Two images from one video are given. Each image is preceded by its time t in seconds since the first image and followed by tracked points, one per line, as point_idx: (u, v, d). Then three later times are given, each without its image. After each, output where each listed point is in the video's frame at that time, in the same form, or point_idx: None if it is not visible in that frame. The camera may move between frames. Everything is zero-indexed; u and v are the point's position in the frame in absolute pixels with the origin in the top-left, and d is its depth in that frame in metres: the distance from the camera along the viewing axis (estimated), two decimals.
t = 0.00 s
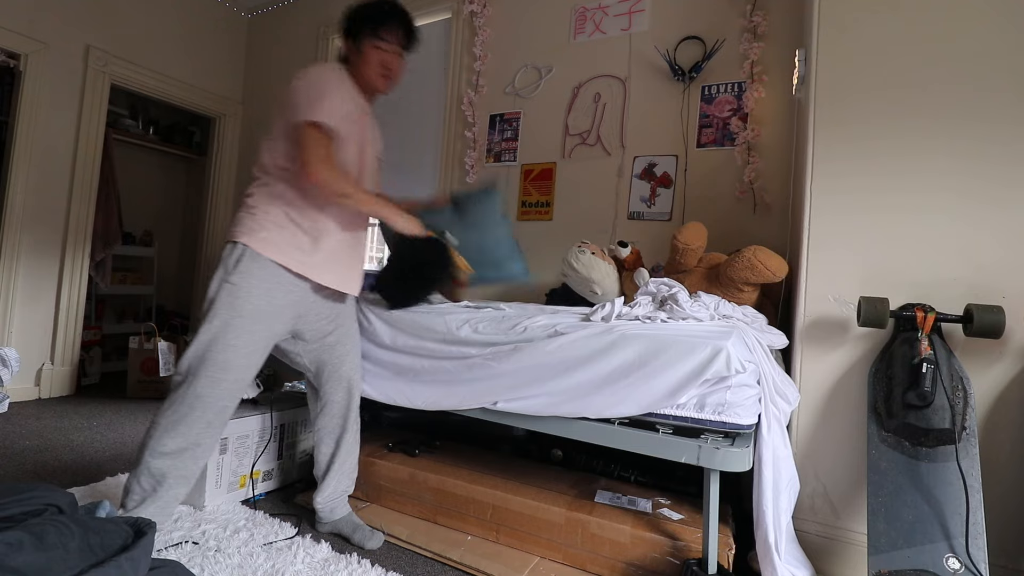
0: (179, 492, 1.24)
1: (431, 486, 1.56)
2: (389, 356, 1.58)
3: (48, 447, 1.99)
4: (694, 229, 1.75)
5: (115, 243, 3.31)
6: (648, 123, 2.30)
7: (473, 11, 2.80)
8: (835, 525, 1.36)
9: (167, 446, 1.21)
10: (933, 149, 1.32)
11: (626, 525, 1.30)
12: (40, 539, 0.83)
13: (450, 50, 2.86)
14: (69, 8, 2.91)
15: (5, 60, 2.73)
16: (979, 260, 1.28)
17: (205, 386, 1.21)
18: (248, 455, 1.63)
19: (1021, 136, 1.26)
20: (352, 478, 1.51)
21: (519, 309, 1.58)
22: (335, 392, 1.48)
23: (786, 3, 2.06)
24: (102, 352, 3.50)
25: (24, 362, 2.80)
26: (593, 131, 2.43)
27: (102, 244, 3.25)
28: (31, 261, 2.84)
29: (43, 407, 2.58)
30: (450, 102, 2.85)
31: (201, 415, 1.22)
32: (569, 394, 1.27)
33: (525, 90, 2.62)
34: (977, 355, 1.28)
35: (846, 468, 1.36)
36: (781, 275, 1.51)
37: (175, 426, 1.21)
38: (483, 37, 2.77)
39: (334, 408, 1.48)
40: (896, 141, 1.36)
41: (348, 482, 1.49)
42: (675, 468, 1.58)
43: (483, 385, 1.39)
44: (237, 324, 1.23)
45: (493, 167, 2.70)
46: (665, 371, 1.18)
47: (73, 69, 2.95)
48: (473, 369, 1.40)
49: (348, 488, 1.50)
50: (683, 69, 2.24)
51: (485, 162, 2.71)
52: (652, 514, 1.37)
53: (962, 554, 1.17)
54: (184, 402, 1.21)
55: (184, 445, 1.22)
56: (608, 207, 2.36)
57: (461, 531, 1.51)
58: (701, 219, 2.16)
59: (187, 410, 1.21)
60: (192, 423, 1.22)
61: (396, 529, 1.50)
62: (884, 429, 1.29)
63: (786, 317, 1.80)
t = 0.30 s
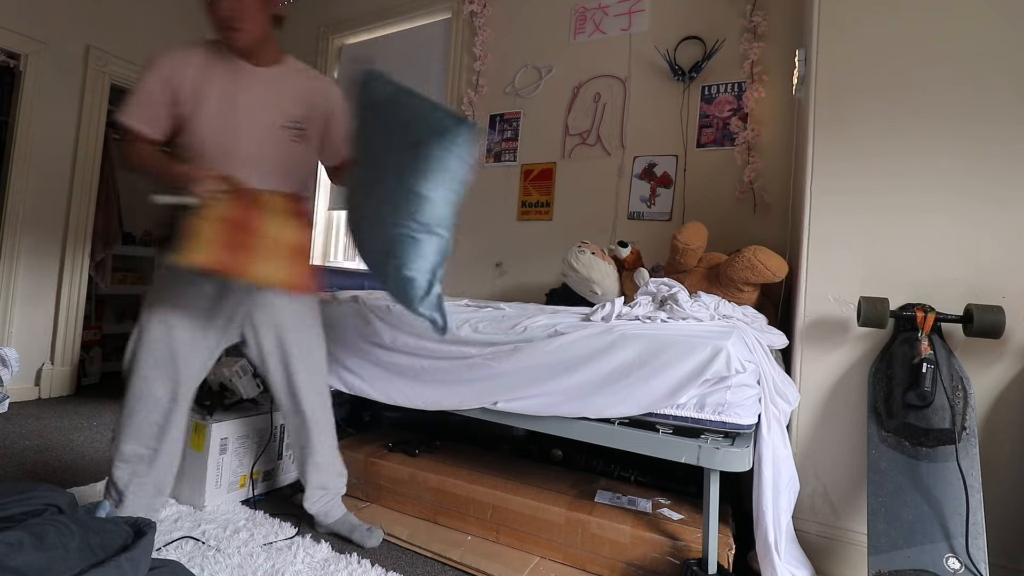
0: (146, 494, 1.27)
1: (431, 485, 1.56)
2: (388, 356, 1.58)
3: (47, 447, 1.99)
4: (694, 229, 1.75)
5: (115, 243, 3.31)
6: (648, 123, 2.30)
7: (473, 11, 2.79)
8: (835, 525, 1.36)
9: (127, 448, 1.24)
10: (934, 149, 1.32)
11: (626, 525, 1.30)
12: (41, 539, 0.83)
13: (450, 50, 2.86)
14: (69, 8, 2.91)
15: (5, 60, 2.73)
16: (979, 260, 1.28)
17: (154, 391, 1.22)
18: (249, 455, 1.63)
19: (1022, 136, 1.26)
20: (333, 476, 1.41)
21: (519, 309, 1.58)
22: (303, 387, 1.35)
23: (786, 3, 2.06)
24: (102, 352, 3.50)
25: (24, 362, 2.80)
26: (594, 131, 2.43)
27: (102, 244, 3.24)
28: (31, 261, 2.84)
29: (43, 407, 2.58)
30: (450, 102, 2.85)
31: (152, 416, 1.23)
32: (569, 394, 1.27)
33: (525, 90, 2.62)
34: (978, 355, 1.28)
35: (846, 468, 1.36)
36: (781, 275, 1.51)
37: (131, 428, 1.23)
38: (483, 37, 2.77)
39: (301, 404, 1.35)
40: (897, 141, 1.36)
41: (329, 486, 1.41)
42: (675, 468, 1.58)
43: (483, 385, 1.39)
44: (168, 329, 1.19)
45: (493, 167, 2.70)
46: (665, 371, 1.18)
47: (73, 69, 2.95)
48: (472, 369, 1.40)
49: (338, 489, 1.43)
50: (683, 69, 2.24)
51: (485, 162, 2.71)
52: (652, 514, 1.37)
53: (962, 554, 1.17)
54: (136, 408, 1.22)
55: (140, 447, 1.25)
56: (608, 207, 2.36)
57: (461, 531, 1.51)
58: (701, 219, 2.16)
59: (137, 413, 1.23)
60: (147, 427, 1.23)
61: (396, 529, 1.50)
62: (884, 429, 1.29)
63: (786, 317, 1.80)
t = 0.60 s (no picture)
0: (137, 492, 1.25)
1: (431, 485, 1.56)
2: (388, 355, 1.58)
3: (47, 447, 1.99)
4: (694, 229, 1.75)
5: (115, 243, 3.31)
6: (648, 123, 2.30)
7: (473, 11, 2.79)
8: (835, 525, 1.36)
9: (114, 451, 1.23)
10: (934, 149, 1.32)
11: (626, 525, 1.30)
12: (41, 538, 0.83)
13: (450, 50, 2.86)
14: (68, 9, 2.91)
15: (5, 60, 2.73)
16: (979, 260, 1.28)
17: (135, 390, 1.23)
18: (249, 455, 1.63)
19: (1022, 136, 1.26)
20: (323, 473, 1.39)
21: (519, 309, 1.58)
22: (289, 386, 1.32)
23: (786, 3, 2.06)
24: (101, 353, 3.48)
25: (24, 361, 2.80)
26: (594, 131, 2.43)
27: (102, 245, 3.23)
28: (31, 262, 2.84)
29: (43, 407, 2.58)
30: (450, 102, 2.85)
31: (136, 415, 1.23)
32: (569, 394, 1.27)
33: (525, 90, 2.62)
34: (978, 355, 1.28)
35: (846, 468, 1.36)
36: (781, 275, 1.51)
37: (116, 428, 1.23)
38: (483, 37, 2.76)
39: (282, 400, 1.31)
40: (898, 141, 1.36)
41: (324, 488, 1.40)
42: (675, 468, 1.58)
43: (483, 385, 1.39)
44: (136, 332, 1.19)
45: (493, 167, 2.70)
46: (665, 371, 1.18)
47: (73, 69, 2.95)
48: (472, 369, 1.40)
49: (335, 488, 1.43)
50: (683, 69, 2.24)
51: (485, 163, 2.71)
52: (652, 514, 1.37)
53: (962, 554, 1.17)
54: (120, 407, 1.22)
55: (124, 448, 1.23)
56: (608, 207, 2.36)
57: (461, 531, 1.51)
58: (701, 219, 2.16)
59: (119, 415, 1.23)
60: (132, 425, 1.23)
61: (396, 529, 1.50)
62: (884, 429, 1.29)
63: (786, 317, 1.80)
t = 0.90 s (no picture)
0: (134, 490, 1.24)
1: (431, 485, 1.56)
2: (388, 355, 1.58)
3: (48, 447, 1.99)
4: (694, 229, 1.75)
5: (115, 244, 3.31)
6: (648, 123, 2.30)
7: (473, 10, 2.79)
8: (835, 525, 1.36)
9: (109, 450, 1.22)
10: (934, 149, 1.32)
11: (626, 525, 1.30)
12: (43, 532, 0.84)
13: (450, 50, 2.86)
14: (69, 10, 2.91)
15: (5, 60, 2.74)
16: (980, 261, 1.28)
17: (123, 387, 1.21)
18: (248, 455, 1.63)
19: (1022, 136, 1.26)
20: (322, 471, 1.38)
21: (519, 308, 1.58)
22: (286, 386, 1.33)
23: (786, 3, 2.06)
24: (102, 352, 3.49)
25: (24, 361, 2.80)
26: (593, 131, 2.43)
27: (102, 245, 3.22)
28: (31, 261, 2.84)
29: (44, 407, 2.58)
30: (450, 102, 2.85)
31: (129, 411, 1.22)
32: (569, 394, 1.27)
33: (525, 90, 2.62)
34: (978, 355, 1.28)
35: (846, 468, 1.36)
36: (781, 275, 1.51)
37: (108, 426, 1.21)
38: (483, 37, 2.76)
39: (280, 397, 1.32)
40: (899, 141, 1.36)
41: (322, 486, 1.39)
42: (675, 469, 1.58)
43: (483, 385, 1.39)
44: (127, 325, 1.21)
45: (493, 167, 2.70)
46: (665, 371, 1.18)
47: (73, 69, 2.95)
48: (472, 369, 1.40)
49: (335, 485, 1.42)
50: (683, 69, 2.23)
51: (485, 163, 2.71)
52: (652, 514, 1.37)
53: (962, 554, 1.17)
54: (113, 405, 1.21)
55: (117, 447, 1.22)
56: (608, 207, 2.36)
57: (461, 531, 1.51)
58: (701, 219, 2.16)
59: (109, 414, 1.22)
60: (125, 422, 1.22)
61: (396, 529, 1.50)
62: (884, 429, 1.29)
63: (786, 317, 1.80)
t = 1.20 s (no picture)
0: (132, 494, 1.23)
1: (431, 485, 1.56)
2: (388, 355, 1.58)
3: (48, 447, 1.99)
4: (694, 229, 1.75)
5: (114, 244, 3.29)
6: (648, 123, 2.30)
7: (473, 10, 2.79)
8: (835, 525, 1.36)
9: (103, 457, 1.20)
10: (933, 149, 1.32)
11: (626, 525, 1.30)
12: (42, 531, 0.84)
13: (450, 50, 2.86)
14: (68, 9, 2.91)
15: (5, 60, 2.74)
16: (980, 261, 1.28)
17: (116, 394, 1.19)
18: (248, 456, 1.63)
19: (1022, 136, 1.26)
20: (316, 468, 1.37)
21: (519, 309, 1.58)
22: (279, 381, 1.32)
23: (786, 3, 2.06)
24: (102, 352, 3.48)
25: (24, 361, 2.80)
26: (593, 131, 2.43)
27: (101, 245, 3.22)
28: (31, 261, 2.83)
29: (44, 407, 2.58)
30: (450, 102, 2.85)
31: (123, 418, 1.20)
32: (569, 394, 1.27)
33: (525, 89, 2.62)
34: (978, 355, 1.28)
35: (846, 468, 1.36)
36: (781, 275, 1.51)
37: (102, 431, 1.19)
38: (483, 37, 2.76)
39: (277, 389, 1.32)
40: (899, 141, 1.36)
41: (316, 483, 1.38)
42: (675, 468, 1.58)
43: (483, 385, 1.39)
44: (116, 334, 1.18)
45: (493, 167, 2.70)
46: (665, 371, 1.18)
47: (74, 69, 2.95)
48: (472, 369, 1.40)
49: (331, 483, 1.41)
50: (683, 69, 2.24)
51: (485, 163, 2.71)
52: (652, 514, 1.37)
53: (962, 554, 1.17)
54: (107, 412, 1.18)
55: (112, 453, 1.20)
56: (608, 207, 2.36)
57: (461, 531, 1.51)
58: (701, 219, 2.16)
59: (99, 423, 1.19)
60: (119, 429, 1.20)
61: (396, 529, 1.50)
62: (884, 429, 1.29)
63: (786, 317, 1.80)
